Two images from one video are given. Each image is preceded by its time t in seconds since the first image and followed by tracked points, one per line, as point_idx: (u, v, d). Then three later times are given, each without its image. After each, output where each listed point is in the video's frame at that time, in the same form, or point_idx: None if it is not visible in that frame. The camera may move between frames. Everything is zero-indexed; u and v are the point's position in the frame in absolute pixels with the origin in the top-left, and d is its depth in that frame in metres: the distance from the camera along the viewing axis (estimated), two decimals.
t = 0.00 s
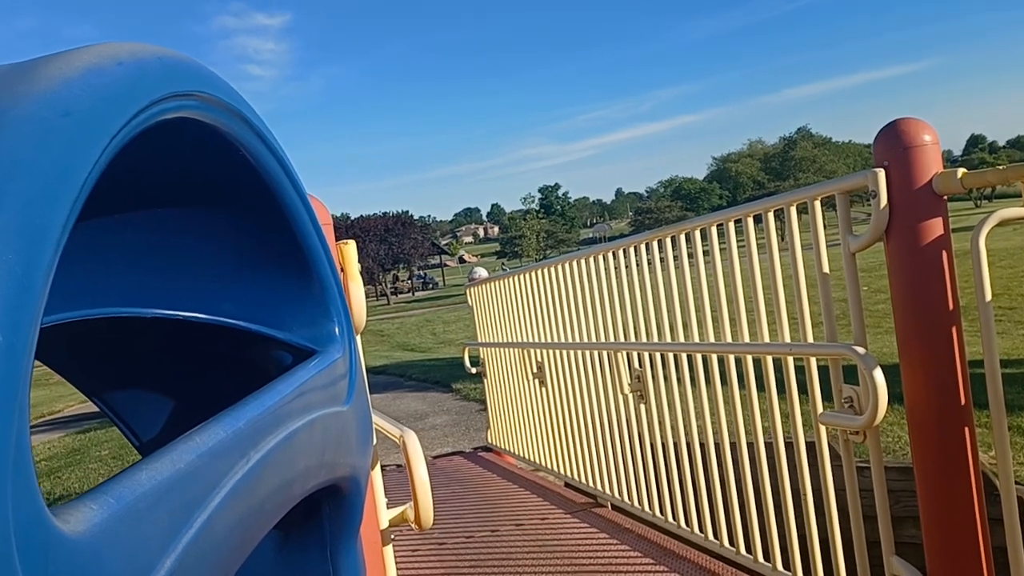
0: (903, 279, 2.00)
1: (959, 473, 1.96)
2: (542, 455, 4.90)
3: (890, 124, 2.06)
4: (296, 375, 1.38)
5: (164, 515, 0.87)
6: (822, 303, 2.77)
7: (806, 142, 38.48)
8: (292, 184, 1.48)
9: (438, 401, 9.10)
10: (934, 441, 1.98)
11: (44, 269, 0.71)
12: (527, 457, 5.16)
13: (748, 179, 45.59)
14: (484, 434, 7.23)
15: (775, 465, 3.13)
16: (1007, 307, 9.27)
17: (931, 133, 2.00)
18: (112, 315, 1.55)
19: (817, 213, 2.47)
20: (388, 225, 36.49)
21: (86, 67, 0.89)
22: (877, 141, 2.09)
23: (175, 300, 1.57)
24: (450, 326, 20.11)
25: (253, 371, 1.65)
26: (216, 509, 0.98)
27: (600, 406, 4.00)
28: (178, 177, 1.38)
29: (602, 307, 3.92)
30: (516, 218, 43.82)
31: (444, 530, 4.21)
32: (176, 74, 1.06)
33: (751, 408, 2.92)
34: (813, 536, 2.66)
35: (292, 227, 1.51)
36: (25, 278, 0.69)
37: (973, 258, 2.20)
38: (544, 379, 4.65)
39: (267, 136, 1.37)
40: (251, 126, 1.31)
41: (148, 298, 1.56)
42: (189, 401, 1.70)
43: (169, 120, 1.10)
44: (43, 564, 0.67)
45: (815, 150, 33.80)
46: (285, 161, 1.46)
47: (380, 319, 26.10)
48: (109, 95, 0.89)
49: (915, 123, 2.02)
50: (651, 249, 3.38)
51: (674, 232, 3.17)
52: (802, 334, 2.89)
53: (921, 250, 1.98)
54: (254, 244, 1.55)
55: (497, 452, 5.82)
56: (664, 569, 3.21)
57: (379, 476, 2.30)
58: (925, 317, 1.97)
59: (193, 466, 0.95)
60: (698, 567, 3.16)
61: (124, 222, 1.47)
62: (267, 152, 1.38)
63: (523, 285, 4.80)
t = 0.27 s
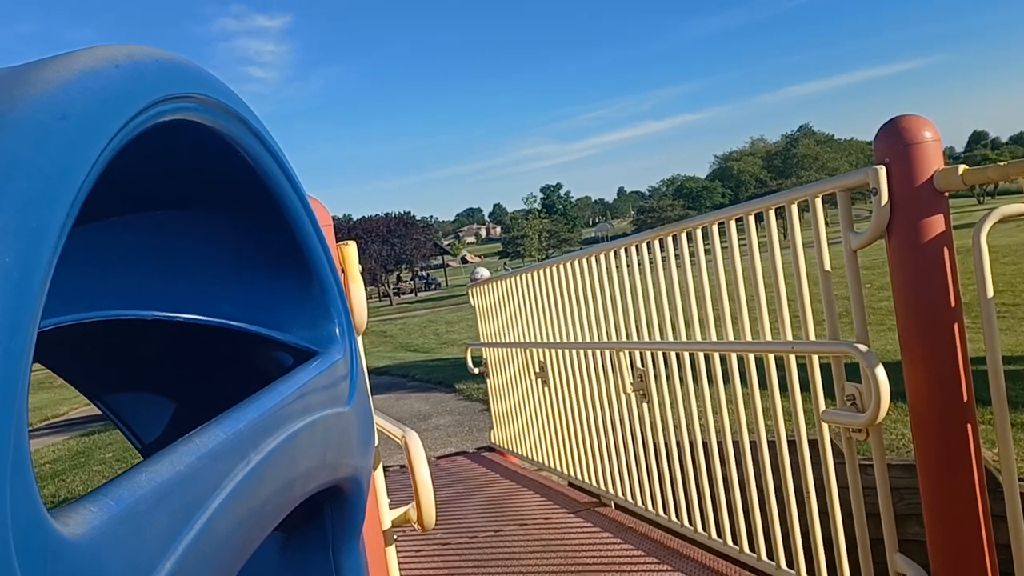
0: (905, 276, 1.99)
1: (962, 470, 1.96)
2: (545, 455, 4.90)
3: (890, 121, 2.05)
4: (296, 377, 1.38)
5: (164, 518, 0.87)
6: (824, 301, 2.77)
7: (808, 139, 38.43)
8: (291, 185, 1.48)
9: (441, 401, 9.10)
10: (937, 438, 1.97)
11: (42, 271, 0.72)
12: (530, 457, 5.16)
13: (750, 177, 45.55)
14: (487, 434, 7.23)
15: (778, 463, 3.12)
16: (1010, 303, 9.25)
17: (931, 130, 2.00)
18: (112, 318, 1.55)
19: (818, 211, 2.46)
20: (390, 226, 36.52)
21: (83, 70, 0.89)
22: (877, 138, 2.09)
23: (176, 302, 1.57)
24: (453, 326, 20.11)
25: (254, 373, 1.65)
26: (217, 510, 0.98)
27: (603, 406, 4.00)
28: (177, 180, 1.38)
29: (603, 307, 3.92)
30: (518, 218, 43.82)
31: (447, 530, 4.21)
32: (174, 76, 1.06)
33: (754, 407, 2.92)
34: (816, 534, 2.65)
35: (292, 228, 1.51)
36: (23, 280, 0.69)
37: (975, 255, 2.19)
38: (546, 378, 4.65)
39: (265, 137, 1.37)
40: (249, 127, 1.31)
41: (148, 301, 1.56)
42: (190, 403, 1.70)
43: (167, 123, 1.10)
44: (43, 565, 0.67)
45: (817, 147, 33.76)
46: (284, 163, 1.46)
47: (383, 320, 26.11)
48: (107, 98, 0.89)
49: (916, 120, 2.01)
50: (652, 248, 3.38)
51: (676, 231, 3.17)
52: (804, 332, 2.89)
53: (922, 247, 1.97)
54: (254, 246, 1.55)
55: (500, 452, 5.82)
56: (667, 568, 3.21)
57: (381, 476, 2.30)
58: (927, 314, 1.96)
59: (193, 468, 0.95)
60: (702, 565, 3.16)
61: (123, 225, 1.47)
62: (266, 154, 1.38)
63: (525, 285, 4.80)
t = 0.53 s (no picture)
0: (907, 276, 1.99)
1: (965, 469, 1.96)
2: (548, 456, 4.90)
3: (892, 121, 2.05)
4: (300, 379, 1.39)
5: (169, 520, 0.87)
6: (826, 301, 2.77)
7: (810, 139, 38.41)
8: (294, 188, 1.49)
9: (444, 403, 9.10)
10: (940, 437, 1.97)
11: (46, 276, 0.72)
12: (533, 458, 5.16)
13: (752, 177, 45.54)
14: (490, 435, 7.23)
15: (782, 463, 3.12)
16: (1013, 302, 9.24)
17: (932, 129, 2.00)
18: (116, 322, 1.55)
19: (820, 210, 2.46)
20: (392, 228, 36.54)
21: (86, 75, 0.90)
22: (879, 138, 2.09)
23: (179, 305, 1.58)
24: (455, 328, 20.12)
25: (257, 375, 1.66)
26: (221, 512, 0.98)
27: (606, 406, 4.00)
28: (180, 183, 1.38)
29: (606, 308, 3.92)
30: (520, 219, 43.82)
31: (451, 531, 4.21)
32: (176, 80, 1.07)
33: (756, 407, 2.92)
34: (820, 534, 2.65)
35: (294, 231, 1.51)
36: (28, 285, 0.70)
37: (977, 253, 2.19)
38: (549, 380, 4.65)
39: (267, 140, 1.38)
40: (251, 130, 1.32)
41: (151, 304, 1.57)
42: (194, 407, 1.71)
43: (170, 126, 1.10)
44: (49, 566, 0.67)
45: (819, 147, 33.73)
46: (287, 165, 1.46)
47: (385, 322, 26.12)
48: (110, 103, 0.90)
49: (918, 120, 2.01)
50: (654, 248, 3.38)
51: (678, 231, 3.17)
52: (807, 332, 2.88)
53: (924, 246, 1.97)
54: (257, 248, 1.56)
55: (503, 453, 5.82)
56: (671, 568, 3.21)
57: (384, 478, 2.30)
58: (929, 313, 1.96)
59: (197, 470, 0.96)
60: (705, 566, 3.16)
61: (128, 229, 1.48)
62: (268, 156, 1.39)
63: (527, 286, 4.80)
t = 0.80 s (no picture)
0: (911, 277, 1.99)
1: (969, 471, 1.96)
2: (550, 458, 4.90)
3: (894, 122, 2.06)
4: (304, 382, 1.39)
5: (177, 522, 0.88)
6: (829, 302, 2.76)
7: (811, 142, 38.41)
8: (298, 190, 1.49)
9: (446, 405, 9.09)
10: (944, 439, 1.97)
11: (55, 279, 0.72)
12: (535, 460, 5.16)
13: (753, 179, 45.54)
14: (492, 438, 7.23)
15: (784, 465, 3.12)
16: (1015, 305, 9.24)
17: (935, 131, 2.00)
18: (120, 324, 1.56)
19: (822, 212, 2.46)
20: (393, 230, 36.55)
21: (93, 78, 0.90)
22: (882, 140, 2.09)
23: (184, 307, 1.58)
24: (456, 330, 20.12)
25: (262, 377, 1.66)
26: (228, 514, 0.99)
27: (608, 408, 4.00)
28: (185, 186, 1.39)
29: (608, 310, 3.92)
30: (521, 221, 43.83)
31: (453, 534, 4.21)
32: (182, 83, 1.07)
33: (758, 409, 2.92)
34: (823, 537, 2.65)
35: (299, 233, 1.52)
36: (37, 287, 0.70)
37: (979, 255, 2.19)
38: (551, 382, 4.65)
39: (272, 142, 1.38)
40: (255, 132, 1.32)
41: (157, 306, 1.57)
42: (197, 409, 1.71)
43: (175, 129, 1.10)
44: (58, 567, 0.68)
45: (820, 149, 33.71)
46: (291, 167, 1.47)
47: (386, 324, 26.12)
48: (116, 105, 0.90)
49: (920, 121, 2.01)
50: (657, 250, 3.38)
51: (680, 233, 3.17)
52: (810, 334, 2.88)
53: (928, 248, 1.97)
54: (261, 251, 1.56)
55: (505, 455, 5.81)
56: (674, 571, 3.21)
57: (387, 480, 2.30)
58: (932, 315, 1.96)
59: (204, 472, 0.96)
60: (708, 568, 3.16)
61: (133, 231, 1.48)
62: (273, 158, 1.39)
63: (529, 288, 4.80)
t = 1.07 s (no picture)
0: (913, 279, 1.99)
1: (972, 472, 1.96)
2: (552, 459, 4.90)
3: (897, 124, 2.05)
4: (308, 382, 1.39)
5: (181, 522, 0.88)
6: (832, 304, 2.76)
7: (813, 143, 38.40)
8: (301, 191, 1.49)
9: (447, 406, 9.09)
10: (947, 440, 1.97)
11: (61, 279, 0.72)
12: (537, 461, 5.16)
13: (755, 181, 45.52)
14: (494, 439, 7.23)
15: (786, 466, 3.12)
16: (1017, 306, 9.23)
17: (938, 132, 2.00)
18: (124, 325, 1.56)
19: (825, 214, 2.46)
20: (395, 232, 36.56)
21: (98, 79, 0.91)
22: (885, 141, 2.09)
23: (188, 308, 1.58)
24: (458, 331, 20.13)
25: (264, 378, 1.66)
26: (231, 515, 0.99)
27: (610, 410, 4.00)
28: (188, 187, 1.39)
29: (610, 311, 3.92)
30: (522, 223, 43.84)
31: (455, 535, 4.21)
32: (187, 84, 1.07)
33: (760, 411, 2.92)
34: (825, 538, 2.65)
35: (302, 234, 1.52)
36: (43, 287, 0.70)
37: (983, 257, 2.19)
38: (553, 383, 4.65)
39: (275, 143, 1.38)
40: (259, 133, 1.32)
41: (161, 307, 1.57)
42: (200, 410, 1.71)
43: (180, 130, 1.11)
44: (63, 568, 0.68)
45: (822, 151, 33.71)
46: (294, 168, 1.47)
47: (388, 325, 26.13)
48: (121, 106, 0.90)
49: (923, 123, 2.01)
50: (659, 252, 3.38)
51: (682, 235, 3.17)
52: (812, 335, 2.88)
53: (930, 250, 1.97)
54: (265, 252, 1.56)
55: (507, 456, 5.81)
56: (676, 572, 3.21)
57: (390, 481, 2.30)
58: (935, 317, 1.96)
59: (208, 473, 0.96)
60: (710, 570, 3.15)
61: (138, 232, 1.49)
62: (277, 160, 1.39)
63: (531, 289, 4.80)
